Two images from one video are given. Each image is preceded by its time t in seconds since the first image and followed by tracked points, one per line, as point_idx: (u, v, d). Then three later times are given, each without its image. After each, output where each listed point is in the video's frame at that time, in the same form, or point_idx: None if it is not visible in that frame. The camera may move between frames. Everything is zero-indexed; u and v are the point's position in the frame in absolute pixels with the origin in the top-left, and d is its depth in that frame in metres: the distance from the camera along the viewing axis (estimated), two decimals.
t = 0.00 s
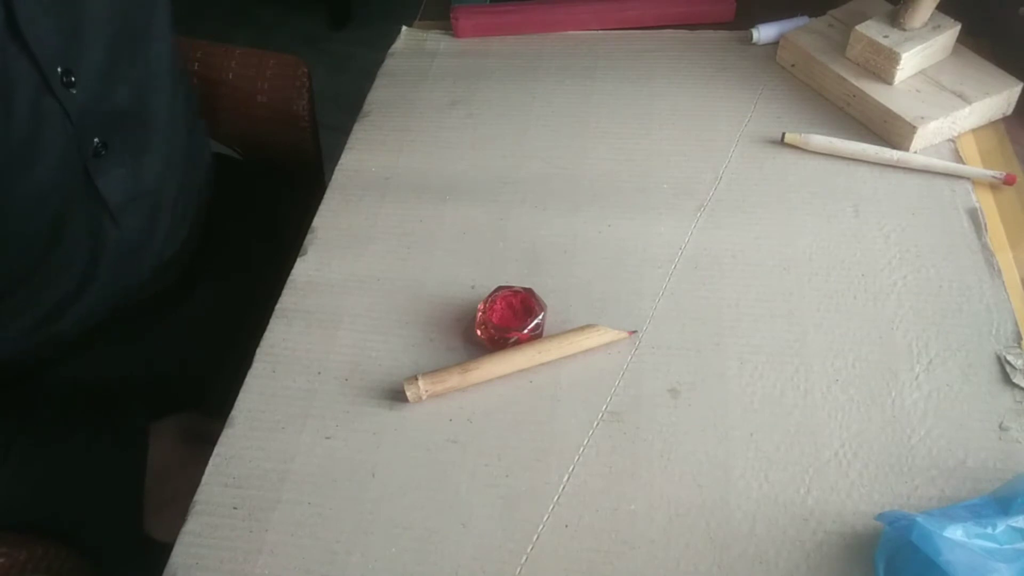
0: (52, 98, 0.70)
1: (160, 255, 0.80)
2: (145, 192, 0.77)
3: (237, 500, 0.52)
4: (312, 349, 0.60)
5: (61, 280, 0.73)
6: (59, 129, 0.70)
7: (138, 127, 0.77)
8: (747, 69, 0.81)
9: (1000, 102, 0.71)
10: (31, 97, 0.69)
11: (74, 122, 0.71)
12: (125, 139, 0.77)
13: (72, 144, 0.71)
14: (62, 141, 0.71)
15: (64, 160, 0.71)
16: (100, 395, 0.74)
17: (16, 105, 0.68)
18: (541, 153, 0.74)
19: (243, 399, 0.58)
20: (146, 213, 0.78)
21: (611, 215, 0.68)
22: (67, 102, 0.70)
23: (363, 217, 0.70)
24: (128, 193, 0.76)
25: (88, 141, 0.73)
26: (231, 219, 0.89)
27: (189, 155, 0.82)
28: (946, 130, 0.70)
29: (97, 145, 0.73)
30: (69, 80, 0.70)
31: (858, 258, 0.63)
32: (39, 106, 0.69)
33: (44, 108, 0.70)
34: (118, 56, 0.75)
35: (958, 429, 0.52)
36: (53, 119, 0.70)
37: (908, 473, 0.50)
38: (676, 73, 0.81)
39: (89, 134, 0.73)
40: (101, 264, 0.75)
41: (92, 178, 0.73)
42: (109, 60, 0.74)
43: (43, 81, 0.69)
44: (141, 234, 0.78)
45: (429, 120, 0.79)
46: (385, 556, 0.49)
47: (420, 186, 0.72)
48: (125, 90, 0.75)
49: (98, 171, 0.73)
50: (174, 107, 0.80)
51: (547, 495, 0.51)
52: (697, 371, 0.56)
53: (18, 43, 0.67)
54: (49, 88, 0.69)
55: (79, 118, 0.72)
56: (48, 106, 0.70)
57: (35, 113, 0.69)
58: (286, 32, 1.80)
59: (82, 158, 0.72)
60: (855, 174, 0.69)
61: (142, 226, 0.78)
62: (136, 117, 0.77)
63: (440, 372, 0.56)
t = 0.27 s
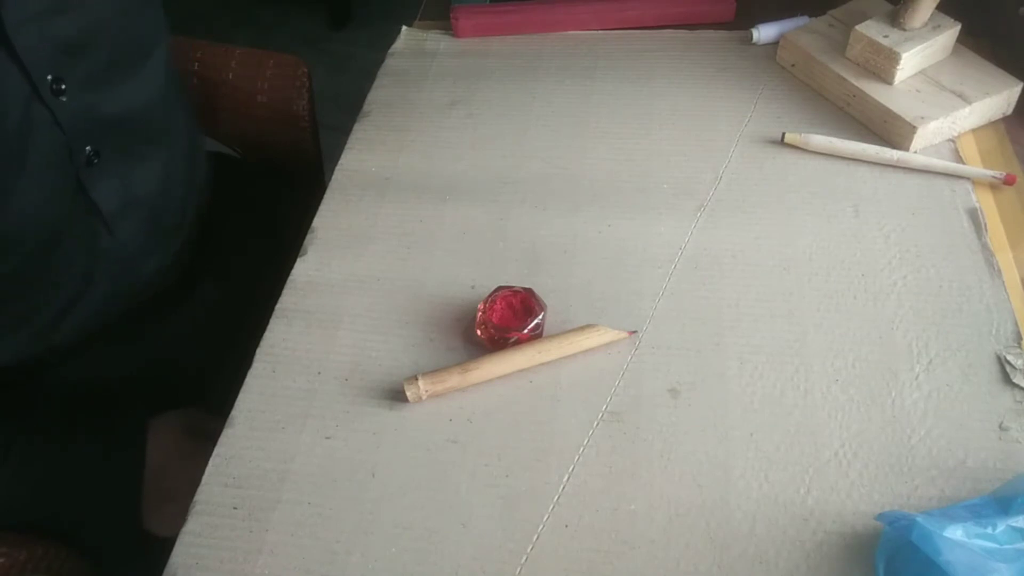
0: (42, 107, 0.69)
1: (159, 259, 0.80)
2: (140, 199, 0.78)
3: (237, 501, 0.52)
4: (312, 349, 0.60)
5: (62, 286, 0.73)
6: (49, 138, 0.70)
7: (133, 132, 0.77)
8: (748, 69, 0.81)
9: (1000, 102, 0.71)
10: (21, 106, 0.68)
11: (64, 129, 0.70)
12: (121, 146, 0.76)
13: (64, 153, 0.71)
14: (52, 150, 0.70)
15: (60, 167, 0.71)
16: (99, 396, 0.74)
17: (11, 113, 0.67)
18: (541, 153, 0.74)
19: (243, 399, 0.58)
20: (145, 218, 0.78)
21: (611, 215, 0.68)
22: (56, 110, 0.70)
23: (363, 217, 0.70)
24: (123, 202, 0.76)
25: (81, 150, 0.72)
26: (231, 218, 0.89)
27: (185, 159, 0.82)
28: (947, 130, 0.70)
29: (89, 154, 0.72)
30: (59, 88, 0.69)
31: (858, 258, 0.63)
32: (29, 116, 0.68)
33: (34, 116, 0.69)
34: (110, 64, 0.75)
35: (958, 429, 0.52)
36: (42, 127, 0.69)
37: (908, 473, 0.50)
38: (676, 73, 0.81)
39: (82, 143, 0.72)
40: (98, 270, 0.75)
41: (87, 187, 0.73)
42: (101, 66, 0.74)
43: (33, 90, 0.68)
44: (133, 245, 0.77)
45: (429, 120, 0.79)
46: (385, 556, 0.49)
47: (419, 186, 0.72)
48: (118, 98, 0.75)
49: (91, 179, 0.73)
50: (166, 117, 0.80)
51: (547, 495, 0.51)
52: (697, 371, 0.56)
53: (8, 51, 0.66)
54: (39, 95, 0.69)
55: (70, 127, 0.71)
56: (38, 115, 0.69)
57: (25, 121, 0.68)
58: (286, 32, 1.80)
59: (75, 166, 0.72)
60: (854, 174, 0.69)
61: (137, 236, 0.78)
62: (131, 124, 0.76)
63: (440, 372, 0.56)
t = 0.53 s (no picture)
0: (17, 115, 0.69)
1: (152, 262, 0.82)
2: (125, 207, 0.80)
3: (237, 500, 0.52)
4: (312, 349, 0.60)
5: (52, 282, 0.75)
6: (27, 150, 0.71)
7: (116, 146, 0.79)
8: (747, 69, 0.81)
9: (1000, 102, 0.71)
10: None
11: (43, 140, 0.72)
12: (102, 158, 0.78)
13: (44, 165, 0.72)
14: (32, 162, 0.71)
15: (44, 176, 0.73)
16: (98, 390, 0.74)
17: None
18: (541, 153, 0.74)
19: (243, 399, 0.58)
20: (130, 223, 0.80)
21: (611, 215, 0.68)
22: (36, 121, 0.70)
23: (363, 217, 0.70)
24: (102, 213, 0.78)
25: (61, 162, 0.73)
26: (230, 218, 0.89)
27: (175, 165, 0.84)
28: (947, 130, 0.70)
29: (70, 165, 0.74)
30: (37, 98, 0.70)
31: (858, 258, 0.63)
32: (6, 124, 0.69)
33: (10, 124, 0.69)
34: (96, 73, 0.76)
35: (958, 429, 0.52)
36: (21, 137, 0.70)
37: (908, 473, 0.50)
38: (676, 73, 0.81)
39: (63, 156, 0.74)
40: (86, 272, 0.77)
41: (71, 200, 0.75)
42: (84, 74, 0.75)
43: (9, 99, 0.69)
44: (121, 252, 0.80)
45: (429, 120, 0.79)
46: (385, 556, 0.49)
47: (419, 186, 0.72)
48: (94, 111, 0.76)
49: (73, 193, 0.75)
50: (158, 127, 0.82)
51: (547, 495, 0.51)
52: (697, 371, 0.56)
53: None
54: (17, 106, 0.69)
55: (49, 139, 0.72)
56: (16, 124, 0.69)
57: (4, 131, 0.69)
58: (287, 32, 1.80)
59: (54, 177, 0.73)
60: (855, 174, 0.69)
61: (122, 241, 0.80)
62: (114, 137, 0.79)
63: (440, 372, 0.56)
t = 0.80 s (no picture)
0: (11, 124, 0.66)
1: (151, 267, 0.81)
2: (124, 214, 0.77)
3: (237, 501, 0.52)
4: (312, 349, 0.60)
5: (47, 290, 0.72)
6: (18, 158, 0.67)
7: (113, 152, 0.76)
8: (748, 69, 0.81)
9: (1000, 101, 0.71)
10: None
11: (36, 148, 0.68)
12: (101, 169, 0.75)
13: (37, 171, 0.69)
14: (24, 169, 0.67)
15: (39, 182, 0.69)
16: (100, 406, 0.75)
17: None
18: (541, 153, 0.74)
19: (243, 398, 0.58)
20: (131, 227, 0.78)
21: (611, 215, 0.68)
22: (29, 130, 0.67)
23: (363, 217, 0.70)
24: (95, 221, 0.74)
25: (56, 169, 0.70)
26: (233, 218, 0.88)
27: (175, 168, 0.81)
28: (947, 130, 0.70)
29: (65, 173, 0.71)
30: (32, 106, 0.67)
31: (858, 258, 0.63)
32: None
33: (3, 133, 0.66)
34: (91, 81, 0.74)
35: (958, 429, 0.52)
36: (13, 144, 0.66)
37: (908, 473, 0.50)
38: (676, 73, 0.81)
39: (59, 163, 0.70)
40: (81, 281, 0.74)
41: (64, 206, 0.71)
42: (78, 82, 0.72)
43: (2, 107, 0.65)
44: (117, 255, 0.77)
45: (429, 120, 0.79)
46: (385, 556, 0.49)
47: (419, 186, 0.72)
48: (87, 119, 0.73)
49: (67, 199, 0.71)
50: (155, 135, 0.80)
51: (547, 495, 0.51)
52: (697, 371, 0.56)
53: None
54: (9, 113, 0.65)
55: (42, 146, 0.68)
56: (9, 133, 0.66)
57: None
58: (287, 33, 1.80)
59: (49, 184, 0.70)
60: (854, 174, 0.69)
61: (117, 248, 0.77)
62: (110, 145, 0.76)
63: (440, 372, 0.56)
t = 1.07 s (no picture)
0: (12, 117, 0.68)
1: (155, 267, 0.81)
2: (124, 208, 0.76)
3: (237, 501, 0.52)
4: (312, 349, 0.60)
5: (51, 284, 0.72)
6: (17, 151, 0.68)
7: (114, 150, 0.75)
8: (748, 69, 0.81)
9: (1000, 102, 0.71)
10: None
11: (34, 141, 0.69)
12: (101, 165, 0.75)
13: (36, 166, 0.69)
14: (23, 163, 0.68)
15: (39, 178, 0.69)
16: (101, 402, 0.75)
17: None
18: (541, 153, 0.74)
19: (243, 399, 0.58)
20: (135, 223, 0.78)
21: (611, 215, 0.68)
22: (26, 120, 0.69)
23: (363, 217, 0.70)
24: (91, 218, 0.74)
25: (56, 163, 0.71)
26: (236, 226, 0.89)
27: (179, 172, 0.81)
28: (947, 130, 0.70)
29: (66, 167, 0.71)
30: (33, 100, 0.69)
31: (858, 258, 0.63)
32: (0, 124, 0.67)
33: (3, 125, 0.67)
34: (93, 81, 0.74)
35: (958, 429, 0.52)
36: (11, 137, 0.68)
37: (908, 473, 0.50)
38: (676, 73, 0.81)
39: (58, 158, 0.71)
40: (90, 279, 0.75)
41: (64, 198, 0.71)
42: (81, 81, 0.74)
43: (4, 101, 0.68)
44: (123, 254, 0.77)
45: (429, 120, 0.79)
46: (385, 556, 0.49)
47: (419, 186, 0.72)
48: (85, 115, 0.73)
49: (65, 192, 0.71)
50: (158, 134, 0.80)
51: (547, 495, 0.51)
52: (697, 371, 0.56)
53: None
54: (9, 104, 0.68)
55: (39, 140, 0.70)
56: (8, 124, 0.68)
57: None
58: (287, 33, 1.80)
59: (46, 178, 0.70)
60: (854, 174, 0.69)
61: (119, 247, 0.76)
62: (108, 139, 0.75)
63: (440, 372, 0.56)
